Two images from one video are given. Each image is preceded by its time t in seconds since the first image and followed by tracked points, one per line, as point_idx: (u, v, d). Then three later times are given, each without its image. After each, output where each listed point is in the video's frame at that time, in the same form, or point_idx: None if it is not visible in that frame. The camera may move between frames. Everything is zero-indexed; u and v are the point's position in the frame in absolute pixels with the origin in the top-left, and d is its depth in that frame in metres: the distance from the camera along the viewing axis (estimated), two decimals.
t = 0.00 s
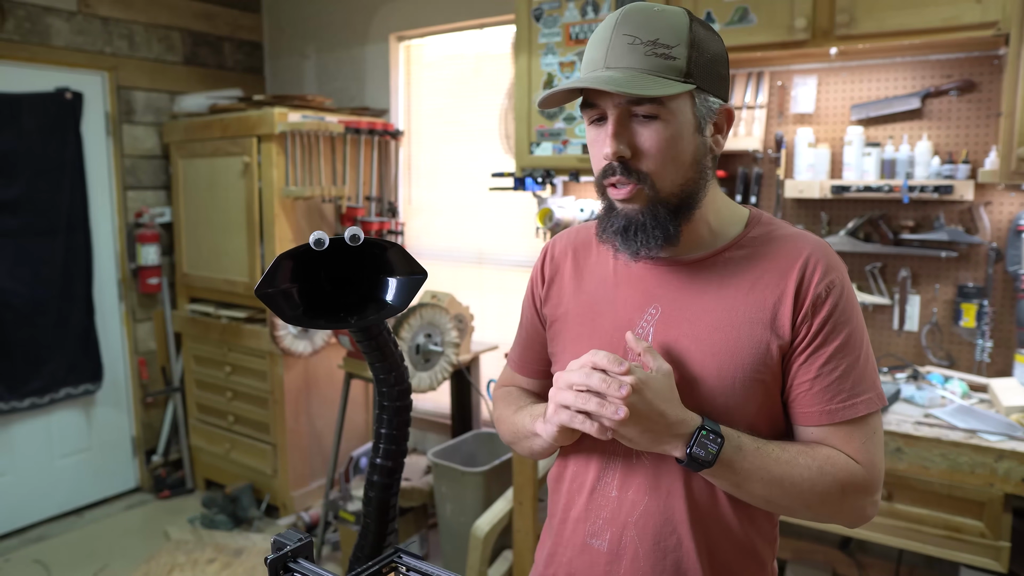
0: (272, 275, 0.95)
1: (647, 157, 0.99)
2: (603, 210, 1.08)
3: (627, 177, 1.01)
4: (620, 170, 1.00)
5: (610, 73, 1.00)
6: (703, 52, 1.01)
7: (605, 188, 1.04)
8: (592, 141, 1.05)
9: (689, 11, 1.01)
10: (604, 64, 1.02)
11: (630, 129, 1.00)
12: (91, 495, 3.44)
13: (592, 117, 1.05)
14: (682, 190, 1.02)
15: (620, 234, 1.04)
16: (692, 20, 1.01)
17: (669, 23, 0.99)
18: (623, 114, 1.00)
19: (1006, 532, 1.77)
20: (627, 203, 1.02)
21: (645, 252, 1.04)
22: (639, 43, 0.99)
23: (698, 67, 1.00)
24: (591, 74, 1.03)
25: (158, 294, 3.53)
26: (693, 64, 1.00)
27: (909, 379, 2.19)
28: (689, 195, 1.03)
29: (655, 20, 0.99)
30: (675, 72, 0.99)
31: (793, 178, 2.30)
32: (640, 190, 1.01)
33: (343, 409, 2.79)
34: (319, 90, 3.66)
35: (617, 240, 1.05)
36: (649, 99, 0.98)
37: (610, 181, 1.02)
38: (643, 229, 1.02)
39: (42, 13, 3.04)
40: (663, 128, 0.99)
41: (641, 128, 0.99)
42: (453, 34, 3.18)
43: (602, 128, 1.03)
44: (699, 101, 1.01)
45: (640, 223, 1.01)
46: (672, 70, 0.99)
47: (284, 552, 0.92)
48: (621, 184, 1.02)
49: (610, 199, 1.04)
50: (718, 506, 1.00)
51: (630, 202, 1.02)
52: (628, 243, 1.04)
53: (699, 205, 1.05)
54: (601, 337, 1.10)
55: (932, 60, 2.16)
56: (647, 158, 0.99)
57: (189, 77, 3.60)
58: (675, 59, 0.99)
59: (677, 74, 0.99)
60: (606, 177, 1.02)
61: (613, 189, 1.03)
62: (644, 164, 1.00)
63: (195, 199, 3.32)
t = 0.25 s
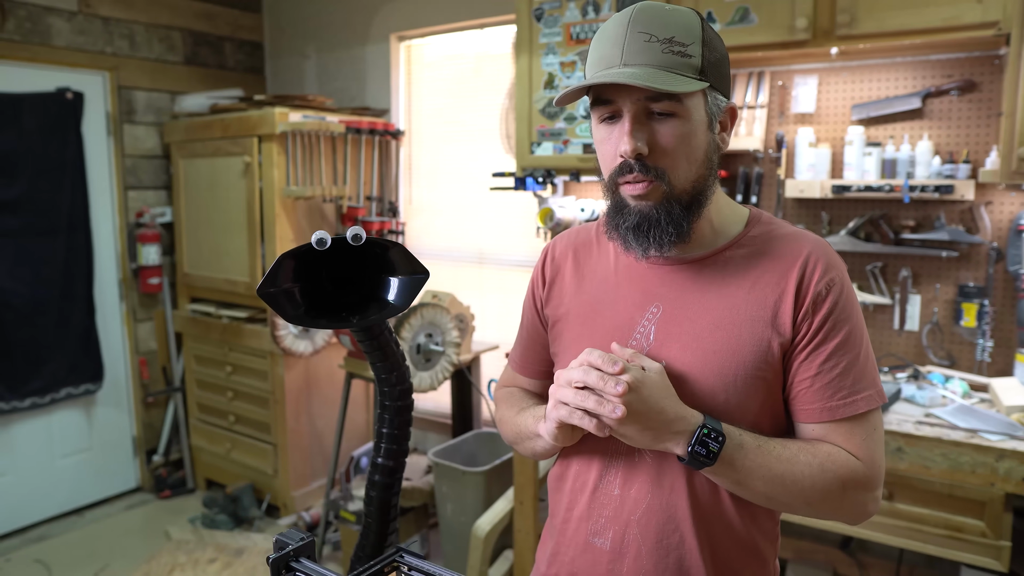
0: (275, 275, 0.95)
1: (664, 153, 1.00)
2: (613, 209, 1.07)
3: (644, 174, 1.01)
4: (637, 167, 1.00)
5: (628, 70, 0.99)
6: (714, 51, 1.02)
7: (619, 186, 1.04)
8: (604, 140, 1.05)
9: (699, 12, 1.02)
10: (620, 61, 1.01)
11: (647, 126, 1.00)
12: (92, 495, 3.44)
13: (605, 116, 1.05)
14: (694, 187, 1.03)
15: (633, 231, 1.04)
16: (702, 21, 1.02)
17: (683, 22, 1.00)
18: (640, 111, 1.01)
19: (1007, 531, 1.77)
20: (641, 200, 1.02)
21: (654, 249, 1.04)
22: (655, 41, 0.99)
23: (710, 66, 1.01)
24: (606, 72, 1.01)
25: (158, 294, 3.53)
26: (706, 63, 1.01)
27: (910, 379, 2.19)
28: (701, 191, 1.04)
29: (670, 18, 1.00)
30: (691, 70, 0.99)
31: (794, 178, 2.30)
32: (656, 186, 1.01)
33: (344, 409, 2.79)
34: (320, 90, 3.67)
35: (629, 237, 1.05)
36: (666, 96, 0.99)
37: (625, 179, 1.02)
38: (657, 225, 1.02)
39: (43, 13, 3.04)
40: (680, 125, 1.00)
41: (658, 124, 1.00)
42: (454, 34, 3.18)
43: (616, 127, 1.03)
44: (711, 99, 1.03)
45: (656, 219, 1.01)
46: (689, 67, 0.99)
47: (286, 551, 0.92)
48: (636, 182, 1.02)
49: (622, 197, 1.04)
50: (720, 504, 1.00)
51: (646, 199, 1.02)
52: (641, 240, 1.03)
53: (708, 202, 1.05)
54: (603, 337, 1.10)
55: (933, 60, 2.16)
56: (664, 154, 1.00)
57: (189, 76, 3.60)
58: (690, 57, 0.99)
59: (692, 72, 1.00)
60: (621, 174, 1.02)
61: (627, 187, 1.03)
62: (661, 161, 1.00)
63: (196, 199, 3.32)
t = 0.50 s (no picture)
0: (276, 274, 0.95)
1: (667, 152, 1.00)
2: (615, 209, 1.07)
3: (648, 174, 1.01)
4: (641, 167, 1.00)
5: (634, 69, 0.99)
6: (717, 52, 1.02)
7: (623, 185, 1.04)
8: (608, 139, 1.05)
9: (702, 13, 1.02)
10: (626, 61, 1.00)
11: (651, 125, 1.01)
12: (92, 495, 3.44)
13: (609, 115, 1.05)
14: (697, 186, 1.03)
15: (636, 231, 1.04)
16: (706, 22, 1.03)
17: (687, 23, 1.00)
18: (644, 111, 1.01)
19: (1007, 531, 1.77)
20: (644, 200, 1.02)
21: (656, 249, 1.04)
22: (660, 40, 0.99)
23: (713, 66, 1.02)
24: (612, 72, 1.01)
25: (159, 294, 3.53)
26: (710, 63, 1.01)
27: (911, 379, 2.19)
28: (703, 191, 1.04)
29: (674, 19, 1.00)
30: (696, 70, 0.99)
31: (795, 178, 2.30)
32: (660, 186, 1.01)
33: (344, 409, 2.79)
34: (320, 89, 3.66)
35: (632, 237, 1.05)
36: (671, 95, 0.99)
37: (629, 178, 1.02)
38: (660, 226, 1.02)
39: (43, 12, 3.04)
40: (683, 125, 1.00)
41: (662, 125, 1.00)
42: (454, 34, 3.18)
43: (620, 126, 1.03)
44: (714, 99, 1.03)
45: (658, 219, 1.01)
46: (693, 67, 0.99)
47: (287, 551, 0.92)
48: (640, 182, 1.02)
49: (625, 197, 1.04)
50: (722, 501, 1.00)
51: (648, 199, 1.02)
52: (643, 240, 1.03)
53: (709, 202, 1.05)
54: (605, 336, 1.10)
55: (934, 60, 2.16)
56: (668, 154, 1.00)
57: (189, 76, 3.60)
58: (695, 57, 1.00)
59: (697, 71, 1.00)
60: (625, 174, 1.02)
61: (630, 187, 1.03)
62: (664, 161, 1.00)
63: (196, 199, 3.32)
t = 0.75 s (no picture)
0: (277, 274, 0.95)
1: (670, 149, 1.00)
2: (617, 206, 1.08)
3: (651, 171, 1.01)
4: (644, 163, 1.01)
5: (639, 64, 0.98)
6: (721, 50, 1.02)
7: (625, 182, 1.04)
8: (610, 135, 1.05)
9: (706, 12, 1.02)
10: (630, 56, 1.00)
11: (654, 122, 1.01)
12: (93, 495, 3.44)
13: (612, 109, 1.05)
14: (699, 183, 1.03)
15: (637, 229, 1.04)
16: (709, 21, 1.03)
17: (691, 21, 1.00)
18: (647, 106, 1.01)
19: (1008, 531, 1.77)
20: (646, 198, 1.03)
21: (658, 248, 1.04)
22: (664, 38, 0.98)
23: (716, 62, 1.02)
24: (615, 67, 1.00)
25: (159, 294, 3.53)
26: (713, 61, 1.01)
27: (911, 379, 2.19)
28: (705, 188, 1.04)
29: (678, 16, 1.00)
30: (699, 67, 0.99)
31: (795, 178, 2.30)
32: (662, 184, 1.01)
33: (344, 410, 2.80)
34: (320, 89, 3.66)
35: (634, 235, 1.05)
36: (674, 89, 0.99)
37: (631, 175, 1.03)
38: (661, 225, 1.02)
39: (44, 13, 3.04)
40: (686, 122, 1.00)
41: (665, 121, 1.00)
42: (454, 34, 3.18)
43: (623, 122, 1.03)
44: (716, 97, 1.03)
45: (660, 217, 1.02)
46: (696, 64, 0.99)
47: (288, 552, 0.92)
48: (642, 180, 1.02)
49: (627, 194, 1.05)
50: (724, 499, 1.00)
51: (650, 197, 1.02)
52: (644, 238, 1.04)
53: (711, 200, 1.06)
54: (606, 336, 1.10)
55: (934, 60, 2.16)
56: (670, 150, 1.00)
57: (190, 76, 3.60)
58: (698, 54, 0.99)
59: (700, 69, 1.00)
60: (628, 171, 1.03)
61: (632, 184, 1.03)
62: (667, 157, 1.01)
63: (197, 199, 3.32)
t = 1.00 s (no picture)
0: (277, 274, 0.95)
1: (666, 143, 1.00)
2: (615, 204, 1.07)
3: (648, 165, 1.01)
4: (641, 157, 1.00)
5: (636, 59, 0.98)
6: (717, 50, 1.03)
7: (621, 177, 1.04)
8: (608, 132, 1.05)
9: (703, 13, 1.03)
10: (628, 52, 1.00)
11: (650, 117, 1.01)
12: (93, 495, 3.44)
13: (610, 105, 1.05)
14: (696, 180, 1.03)
15: (634, 225, 1.04)
16: (706, 21, 1.03)
17: (687, 19, 1.01)
18: (644, 102, 1.01)
19: (1009, 532, 1.77)
20: (643, 193, 1.02)
21: (655, 242, 1.04)
22: (661, 34, 0.99)
23: (712, 59, 1.02)
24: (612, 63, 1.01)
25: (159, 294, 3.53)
26: (710, 59, 1.02)
27: (912, 379, 2.19)
28: (701, 184, 1.04)
29: (674, 15, 1.01)
30: (695, 64, 1.00)
31: (795, 178, 2.30)
32: (659, 178, 1.01)
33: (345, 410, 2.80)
34: (320, 89, 3.66)
35: (632, 230, 1.05)
36: (671, 83, 1.00)
37: (628, 170, 1.02)
38: (658, 219, 1.02)
39: (44, 12, 3.04)
40: (682, 117, 1.00)
41: (661, 116, 1.00)
42: (454, 34, 3.18)
43: (621, 118, 1.03)
44: (713, 95, 1.03)
45: (657, 212, 1.01)
46: (692, 61, 1.00)
47: (289, 552, 0.92)
48: (638, 174, 1.02)
49: (624, 190, 1.04)
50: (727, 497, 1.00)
51: (647, 192, 1.02)
52: (642, 233, 1.04)
53: (708, 199, 1.05)
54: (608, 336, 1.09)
55: (935, 60, 2.16)
56: (667, 146, 1.00)
57: (190, 76, 3.60)
58: (695, 51, 1.00)
59: (696, 66, 1.00)
60: (624, 165, 1.02)
61: (629, 180, 1.03)
62: (664, 152, 1.00)
63: (197, 199, 3.31)
